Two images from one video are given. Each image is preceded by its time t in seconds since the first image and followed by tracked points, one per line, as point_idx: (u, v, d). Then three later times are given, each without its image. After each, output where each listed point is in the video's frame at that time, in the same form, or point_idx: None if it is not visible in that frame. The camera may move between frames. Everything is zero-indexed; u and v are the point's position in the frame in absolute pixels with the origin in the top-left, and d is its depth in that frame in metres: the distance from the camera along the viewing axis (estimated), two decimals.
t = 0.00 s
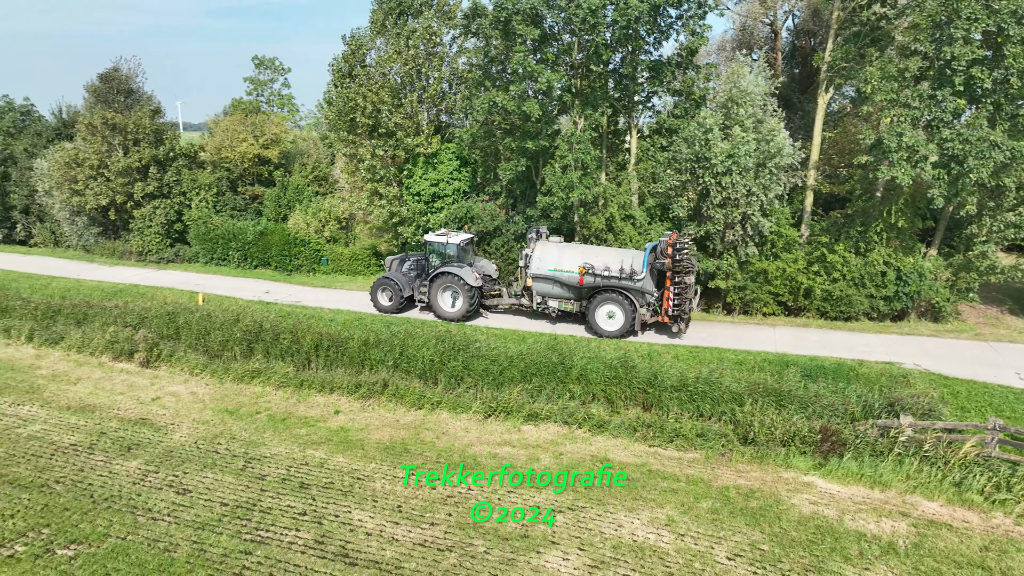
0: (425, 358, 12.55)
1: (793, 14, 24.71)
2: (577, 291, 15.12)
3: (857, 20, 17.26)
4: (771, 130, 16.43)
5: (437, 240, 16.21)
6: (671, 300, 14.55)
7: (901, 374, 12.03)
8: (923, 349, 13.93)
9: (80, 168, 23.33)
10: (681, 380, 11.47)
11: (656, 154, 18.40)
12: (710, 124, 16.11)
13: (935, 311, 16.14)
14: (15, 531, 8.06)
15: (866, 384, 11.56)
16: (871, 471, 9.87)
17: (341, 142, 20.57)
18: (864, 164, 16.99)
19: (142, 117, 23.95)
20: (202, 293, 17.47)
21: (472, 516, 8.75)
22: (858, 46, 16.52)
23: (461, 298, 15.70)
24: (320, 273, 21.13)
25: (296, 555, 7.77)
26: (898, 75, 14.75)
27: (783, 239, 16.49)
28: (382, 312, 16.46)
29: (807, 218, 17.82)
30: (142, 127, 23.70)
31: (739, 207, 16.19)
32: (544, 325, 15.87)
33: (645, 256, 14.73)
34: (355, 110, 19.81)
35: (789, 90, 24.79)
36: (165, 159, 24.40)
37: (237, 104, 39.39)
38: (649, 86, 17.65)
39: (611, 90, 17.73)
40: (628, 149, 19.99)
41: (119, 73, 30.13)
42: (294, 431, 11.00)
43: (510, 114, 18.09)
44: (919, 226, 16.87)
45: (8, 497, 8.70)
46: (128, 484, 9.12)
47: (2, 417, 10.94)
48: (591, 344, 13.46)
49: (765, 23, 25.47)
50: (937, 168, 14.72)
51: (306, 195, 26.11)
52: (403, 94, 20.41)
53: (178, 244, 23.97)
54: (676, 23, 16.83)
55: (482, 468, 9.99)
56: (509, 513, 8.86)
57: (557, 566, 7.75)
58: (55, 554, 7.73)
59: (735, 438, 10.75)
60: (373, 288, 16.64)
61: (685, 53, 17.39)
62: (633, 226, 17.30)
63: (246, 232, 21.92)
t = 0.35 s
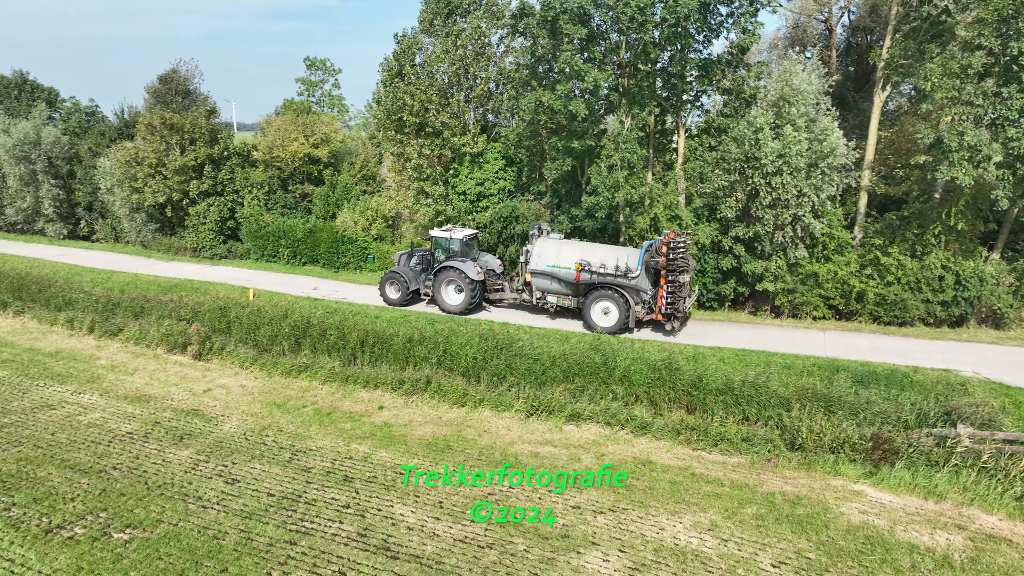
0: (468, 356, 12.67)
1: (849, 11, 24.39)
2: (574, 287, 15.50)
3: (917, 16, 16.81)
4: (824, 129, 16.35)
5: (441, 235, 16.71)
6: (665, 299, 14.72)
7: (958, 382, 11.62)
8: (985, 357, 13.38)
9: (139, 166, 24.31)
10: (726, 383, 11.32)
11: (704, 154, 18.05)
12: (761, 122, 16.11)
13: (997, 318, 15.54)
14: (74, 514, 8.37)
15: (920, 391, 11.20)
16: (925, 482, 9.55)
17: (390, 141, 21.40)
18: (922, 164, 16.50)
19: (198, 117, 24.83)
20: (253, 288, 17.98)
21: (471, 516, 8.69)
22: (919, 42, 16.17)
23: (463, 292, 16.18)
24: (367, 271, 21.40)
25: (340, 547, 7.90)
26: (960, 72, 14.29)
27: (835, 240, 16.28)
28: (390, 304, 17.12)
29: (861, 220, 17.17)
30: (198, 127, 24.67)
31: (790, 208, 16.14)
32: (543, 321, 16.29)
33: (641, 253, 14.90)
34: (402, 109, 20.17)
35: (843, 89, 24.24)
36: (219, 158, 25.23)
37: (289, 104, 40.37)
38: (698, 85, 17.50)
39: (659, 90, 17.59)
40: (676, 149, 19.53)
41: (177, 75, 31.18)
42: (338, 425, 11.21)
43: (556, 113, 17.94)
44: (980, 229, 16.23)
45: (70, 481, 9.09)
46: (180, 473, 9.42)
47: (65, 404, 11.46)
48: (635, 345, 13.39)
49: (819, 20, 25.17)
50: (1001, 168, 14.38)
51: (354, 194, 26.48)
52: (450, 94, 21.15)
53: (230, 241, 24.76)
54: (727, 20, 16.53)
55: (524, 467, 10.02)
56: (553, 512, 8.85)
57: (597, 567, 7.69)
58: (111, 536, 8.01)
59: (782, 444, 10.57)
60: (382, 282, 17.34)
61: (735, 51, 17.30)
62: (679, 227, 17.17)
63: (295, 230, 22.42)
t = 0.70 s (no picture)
0: (498, 354, 12.73)
1: (891, 7, 23.93)
2: (559, 282, 16.02)
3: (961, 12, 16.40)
4: (862, 128, 16.11)
5: (434, 231, 17.52)
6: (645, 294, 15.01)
7: (1001, 389, 11.30)
8: None
9: (178, 165, 24.91)
10: (759, 386, 11.23)
11: (739, 154, 18.00)
12: (797, 121, 16.06)
13: None
14: (112, 503, 8.60)
15: (961, 397, 10.95)
16: (965, 489, 9.30)
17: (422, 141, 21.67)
18: (965, 164, 16.07)
19: (235, 117, 25.38)
20: (286, 286, 18.29)
21: (472, 516, 8.65)
22: (963, 38, 15.75)
23: (453, 284, 16.88)
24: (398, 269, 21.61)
25: (369, 542, 8.00)
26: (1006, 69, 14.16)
27: (872, 242, 15.99)
28: (386, 298, 17.95)
29: (899, 221, 16.77)
30: (235, 126, 25.12)
31: (826, 209, 15.95)
32: (531, 314, 16.87)
33: (622, 250, 15.20)
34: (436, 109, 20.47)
35: (884, 87, 23.70)
36: (255, 157, 25.70)
37: (323, 104, 40.94)
38: (733, 84, 17.44)
39: (693, 89, 17.38)
40: (709, 149, 19.33)
41: (216, 76, 31.87)
42: (369, 421, 11.34)
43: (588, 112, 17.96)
44: None
45: (108, 471, 9.35)
46: (214, 465, 9.63)
47: (105, 396, 11.80)
48: (666, 346, 13.34)
49: (859, 17, 24.81)
50: None
51: (386, 193, 26.67)
52: (483, 93, 21.26)
53: (265, 239, 25.21)
54: (763, 18, 16.33)
55: (553, 466, 10.02)
56: (582, 513, 8.82)
57: (625, 568, 7.65)
58: (147, 526, 8.22)
59: (816, 448, 10.39)
60: (381, 276, 18.18)
61: (771, 49, 17.00)
62: (711, 228, 17.04)
63: (328, 228, 22.76)
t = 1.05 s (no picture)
0: (518, 353, 12.75)
1: (919, 5, 23.65)
2: (535, 277, 16.40)
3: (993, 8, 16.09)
4: (889, 128, 15.87)
5: (418, 228, 18.04)
6: (616, 288, 15.30)
7: None
8: None
9: (203, 165, 25.28)
10: (781, 388, 11.15)
11: (763, 153, 17.81)
12: (822, 121, 15.87)
13: None
14: (137, 496, 8.77)
15: (990, 401, 10.76)
16: (993, 495, 9.15)
17: (444, 140, 21.71)
18: (996, 164, 15.79)
19: (259, 117, 25.67)
20: (309, 284, 18.50)
21: (471, 516, 8.64)
22: (994, 35, 15.49)
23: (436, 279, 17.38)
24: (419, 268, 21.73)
25: (388, 538, 8.07)
26: None
27: (899, 243, 15.79)
28: (373, 293, 18.47)
29: (927, 222, 16.71)
30: (259, 126, 25.47)
31: (851, 209, 15.78)
32: (510, 308, 17.24)
33: (595, 244, 15.56)
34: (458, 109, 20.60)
35: (912, 85, 23.38)
36: (279, 156, 25.94)
37: (346, 104, 41.29)
38: (756, 83, 17.31)
39: (716, 87, 17.38)
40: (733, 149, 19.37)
41: (241, 77, 32.27)
42: (389, 419, 11.43)
43: (610, 112, 17.92)
44: None
45: (134, 465, 9.52)
46: (237, 460, 9.77)
47: (131, 391, 12.02)
48: (687, 347, 13.28)
49: (886, 16, 24.57)
50: None
51: (408, 193, 26.82)
52: (504, 93, 21.30)
53: (288, 238, 25.50)
54: (788, 16, 16.19)
55: (573, 466, 10.02)
56: (602, 513, 8.79)
57: (645, 568, 7.64)
58: (171, 519, 8.37)
59: (839, 451, 10.27)
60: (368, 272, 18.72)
61: (796, 47, 16.84)
62: (734, 228, 16.95)
63: (351, 228, 22.96)
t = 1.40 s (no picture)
0: (537, 353, 12.78)
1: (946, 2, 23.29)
2: (512, 271, 16.82)
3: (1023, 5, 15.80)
4: (914, 127, 15.72)
5: (404, 223, 18.31)
6: (586, 281, 15.68)
7: None
8: None
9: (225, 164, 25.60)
10: (802, 390, 11.05)
11: (785, 153, 17.74)
12: (845, 120, 15.71)
13: None
14: (160, 490, 8.91)
15: (1017, 405, 10.57)
16: (1019, 501, 8.99)
17: (463, 140, 21.80)
18: None
19: (281, 117, 25.84)
20: (328, 283, 18.67)
21: (472, 516, 8.60)
22: None
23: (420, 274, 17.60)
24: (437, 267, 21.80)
25: (405, 535, 8.12)
26: None
27: (924, 244, 15.69)
28: (362, 285, 18.88)
29: (953, 223, 16.60)
30: (281, 126, 25.62)
31: (875, 209, 15.69)
32: (490, 302, 17.60)
33: (566, 239, 15.98)
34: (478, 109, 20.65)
35: (939, 84, 23.04)
36: (300, 156, 26.11)
37: (367, 104, 41.57)
38: (779, 81, 17.40)
39: (738, 86, 17.51)
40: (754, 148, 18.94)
41: (264, 77, 32.58)
42: (408, 417, 11.50)
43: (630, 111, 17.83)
44: None
45: (157, 460, 9.67)
46: (257, 456, 9.89)
47: (154, 387, 12.20)
48: (706, 347, 13.20)
49: (912, 14, 24.24)
50: None
51: (427, 192, 26.79)
52: (524, 92, 21.35)
53: (308, 236, 25.71)
54: (811, 14, 16.08)
55: (591, 466, 10.02)
56: (619, 514, 8.76)
57: (663, 569, 7.63)
58: (193, 513, 8.49)
59: (861, 454, 10.17)
60: (358, 265, 19.13)
61: (819, 46, 16.81)
62: (755, 228, 16.82)
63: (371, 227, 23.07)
